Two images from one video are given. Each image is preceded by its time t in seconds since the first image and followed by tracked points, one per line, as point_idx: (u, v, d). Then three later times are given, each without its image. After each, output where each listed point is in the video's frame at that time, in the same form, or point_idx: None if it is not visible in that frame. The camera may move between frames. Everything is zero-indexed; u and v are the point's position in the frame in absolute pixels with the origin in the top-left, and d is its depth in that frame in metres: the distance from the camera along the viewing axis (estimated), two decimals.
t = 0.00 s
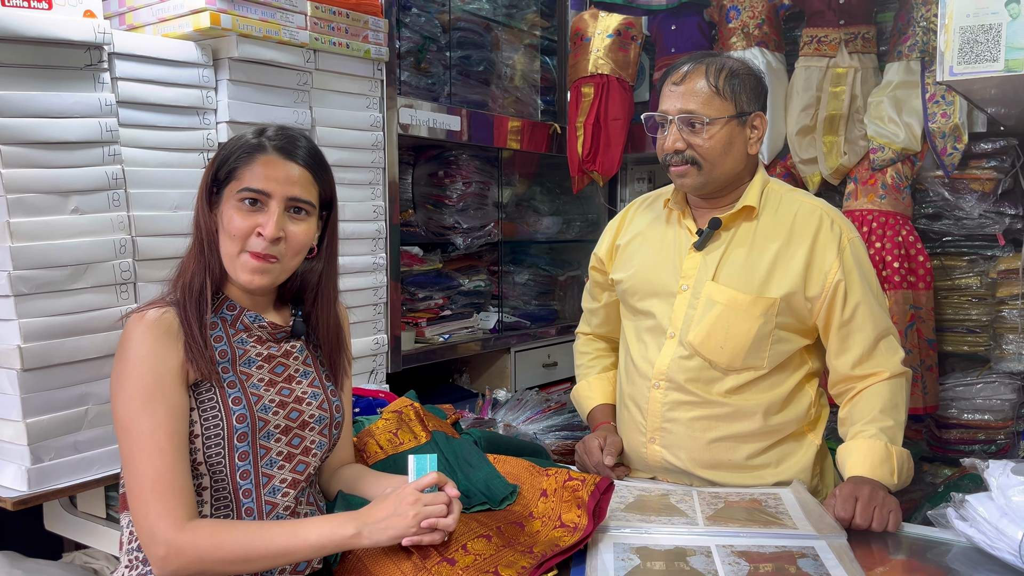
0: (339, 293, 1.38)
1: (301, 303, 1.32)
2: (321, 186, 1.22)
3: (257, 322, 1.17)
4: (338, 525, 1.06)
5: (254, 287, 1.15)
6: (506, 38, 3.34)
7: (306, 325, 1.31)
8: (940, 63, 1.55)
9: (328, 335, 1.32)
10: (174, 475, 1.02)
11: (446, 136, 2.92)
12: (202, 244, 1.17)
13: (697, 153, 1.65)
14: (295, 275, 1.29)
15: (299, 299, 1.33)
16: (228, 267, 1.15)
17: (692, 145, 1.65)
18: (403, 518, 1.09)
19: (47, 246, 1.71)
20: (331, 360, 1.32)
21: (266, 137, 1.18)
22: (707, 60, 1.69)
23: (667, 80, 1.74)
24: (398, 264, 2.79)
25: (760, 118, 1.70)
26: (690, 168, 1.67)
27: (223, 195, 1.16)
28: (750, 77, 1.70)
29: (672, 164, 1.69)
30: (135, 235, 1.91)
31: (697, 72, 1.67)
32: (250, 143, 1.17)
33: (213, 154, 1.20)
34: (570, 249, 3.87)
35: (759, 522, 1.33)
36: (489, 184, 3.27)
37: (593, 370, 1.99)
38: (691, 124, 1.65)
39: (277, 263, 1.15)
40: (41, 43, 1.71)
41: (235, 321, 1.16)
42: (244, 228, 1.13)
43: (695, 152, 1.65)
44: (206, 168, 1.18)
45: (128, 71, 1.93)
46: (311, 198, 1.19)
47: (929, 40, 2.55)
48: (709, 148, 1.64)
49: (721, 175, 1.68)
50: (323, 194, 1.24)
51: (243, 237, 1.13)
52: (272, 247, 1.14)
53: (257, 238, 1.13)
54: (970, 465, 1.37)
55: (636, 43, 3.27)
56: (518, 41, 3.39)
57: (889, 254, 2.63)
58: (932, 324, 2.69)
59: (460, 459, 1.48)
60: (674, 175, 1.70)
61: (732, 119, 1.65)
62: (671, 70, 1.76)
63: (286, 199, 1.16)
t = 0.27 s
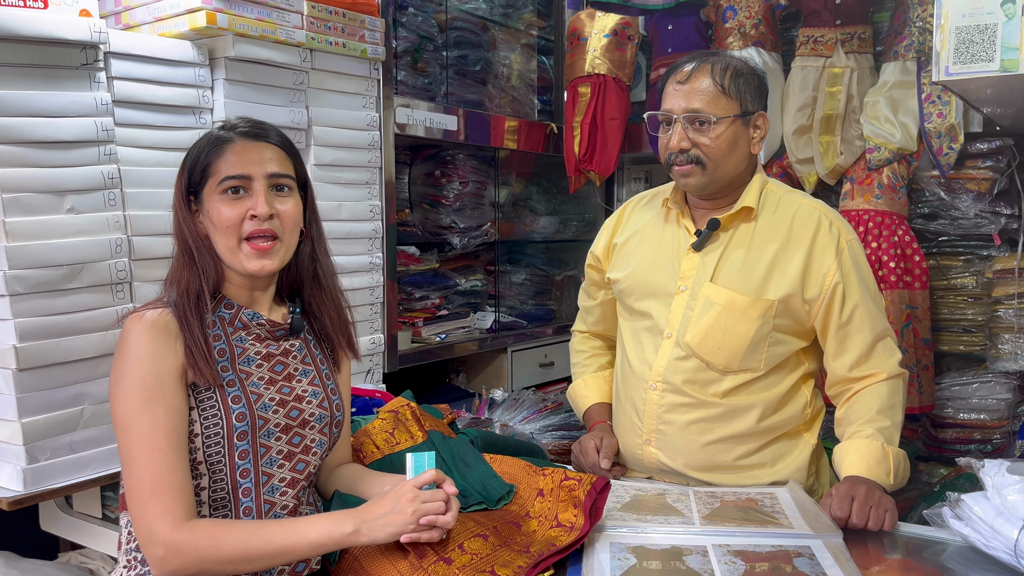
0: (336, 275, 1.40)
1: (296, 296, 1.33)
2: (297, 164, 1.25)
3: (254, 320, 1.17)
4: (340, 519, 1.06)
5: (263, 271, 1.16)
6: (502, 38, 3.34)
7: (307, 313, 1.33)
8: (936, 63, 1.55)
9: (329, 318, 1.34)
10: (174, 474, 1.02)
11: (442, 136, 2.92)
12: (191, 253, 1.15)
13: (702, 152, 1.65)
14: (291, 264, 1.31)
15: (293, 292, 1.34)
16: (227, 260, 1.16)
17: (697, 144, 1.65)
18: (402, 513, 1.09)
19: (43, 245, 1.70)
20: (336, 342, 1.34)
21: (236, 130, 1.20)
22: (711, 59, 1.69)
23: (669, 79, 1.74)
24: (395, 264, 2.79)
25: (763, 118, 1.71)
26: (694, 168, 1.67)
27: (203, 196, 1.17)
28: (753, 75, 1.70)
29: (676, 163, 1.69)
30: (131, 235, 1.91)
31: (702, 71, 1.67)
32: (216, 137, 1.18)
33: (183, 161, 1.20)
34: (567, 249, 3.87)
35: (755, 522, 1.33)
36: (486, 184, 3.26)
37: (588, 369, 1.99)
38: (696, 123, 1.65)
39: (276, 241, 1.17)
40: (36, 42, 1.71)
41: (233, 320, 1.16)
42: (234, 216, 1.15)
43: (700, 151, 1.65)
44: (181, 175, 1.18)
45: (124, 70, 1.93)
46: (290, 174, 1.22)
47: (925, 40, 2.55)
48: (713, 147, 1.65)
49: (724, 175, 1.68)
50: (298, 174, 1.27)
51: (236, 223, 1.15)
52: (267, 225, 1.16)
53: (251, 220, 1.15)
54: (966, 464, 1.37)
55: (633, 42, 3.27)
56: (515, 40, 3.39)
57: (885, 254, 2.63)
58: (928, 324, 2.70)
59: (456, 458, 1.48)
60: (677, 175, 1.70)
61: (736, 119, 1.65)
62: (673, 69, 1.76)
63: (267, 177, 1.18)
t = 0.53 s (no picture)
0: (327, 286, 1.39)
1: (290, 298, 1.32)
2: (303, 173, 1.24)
3: (244, 321, 1.18)
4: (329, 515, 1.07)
5: (252, 275, 1.16)
6: (502, 38, 3.34)
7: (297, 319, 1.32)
8: (935, 64, 1.55)
9: (317, 325, 1.32)
10: (163, 474, 1.02)
11: (442, 136, 2.92)
12: (185, 247, 1.16)
13: (709, 149, 1.65)
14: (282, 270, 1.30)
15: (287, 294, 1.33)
16: (221, 262, 1.16)
17: (704, 141, 1.65)
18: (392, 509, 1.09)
19: (42, 246, 1.70)
20: (324, 350, 1.32)
21: (244, 131, 1.20)
22: (718, 57, 1.69)
23: (675, 76, 1.73)
24: (395, 264, 2.79)
25: (768, 116, 1.71)
26: (700, 166, 1.67)
27: (205, 195, 1.17)
28: (760, 73, 1.71)
29: (683, 161, 1.68)
30: (131, 235, 1.91)
31: (709, 68, 1.67)
32: (227, 138, 1.18)
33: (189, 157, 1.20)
34: (566, 250, 3.87)
35: (755, 522, 1.33)
36: (485, 184, 3.26)
37: (589, 370, 1.99)
38: (704, 119, 1.65)
39: (269, 249, 1.17)
40: (35, 42, 1.71)
41: (223, 321, 1.16)
42: (231, 220, 1.14)
43: (707, 147, 1.65)
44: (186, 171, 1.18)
45: (124, 70, 1.93)
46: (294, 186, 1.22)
47: (925, 41, 2.55)
48: (719, 143, 1.64)
49: (730, 173, 1.69)
50: (304, 183, 1.27)
51: (232, 228, 1.14)
52: (263, 233, 1.16)
53: (247, 227, 1.15)
54: (966, 465, 1.37)
55: (632, 43, 3.27)
56: (514, 41, 3.39)
57: (884, 255, 2.63)
58: (927, 325, 2.70)
59: (456, 459, 1.48)
60: (684, 173, 1.70)
61: (744, 116, 1.65)
62: (678, 68, 1.76)
63: (271, 186, 1.18)
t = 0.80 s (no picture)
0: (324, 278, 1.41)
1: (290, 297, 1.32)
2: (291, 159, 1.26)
3: (244, 321, 1.17)
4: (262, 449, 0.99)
5: (265, 257, 1.17)
6: (503, 39, 3.34)
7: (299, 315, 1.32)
8: (937, 65, 1.55)
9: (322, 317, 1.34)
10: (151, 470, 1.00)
11: (443, 137, 2.92)
12: (181, 253, 1.16)
13: (710, 151, 1.65)
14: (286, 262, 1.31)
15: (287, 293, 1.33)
16: (230, 250, 1.16)
17: (706, 144, 1.65)
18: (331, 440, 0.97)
19: (44, 247, 1.70)
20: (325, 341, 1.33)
21: (230, 125, 1.22)
22: (718, 59, 1.69)
23: (676, 79, 1.74)
24: (396, 265, 2.80)
25: (769, 117, 1.72)
26: (703, 169, 1.67)
27: (198, 190, 1.18)
28: (760, 75, 1.71)
29: (686, 164, 1.68)
30: (133, 236, 1.91)
31: (710, 70, 1.67)
32: (206, 134, 1.20)
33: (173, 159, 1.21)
34: (568, 251, 3.87)
35: (757, 523, 1.33)
36: (486, 185, 3.27)
37: (593, 372, 1.99)
38: (705, 122, 1.65)
39: (277, 230, 1.18)
40: (37, 44, 1.71)
41: (222, 321, 1.16)
42: (233, 208, 1.15)
43: (708, 150, 1.65)
44: (172, 172, 1.19)
45: (126, 72, 1.93)
46: (286, 168, 1.24)
47: (926, 42, 2.55)
48: (720, 146, 1.64)
49: (732, 175, 1.69)
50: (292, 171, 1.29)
51: (239, 214, 1.15)
52: (269, 215, 1.17)
53: (253, 210, 1.16)
54: (967, 465, 1.37)
55: (633, 44, 3.28)
56: (515, 42, 3.39)
57: (886, 256, 2.63)
58: (929, 326, 2.70)
59: (458, 460, 1.49)
60: (686, 176, 1.70)
61: (745, 117, 1.65)
62: (678, 70, 1.76)
63: (265, 169, 1.20)
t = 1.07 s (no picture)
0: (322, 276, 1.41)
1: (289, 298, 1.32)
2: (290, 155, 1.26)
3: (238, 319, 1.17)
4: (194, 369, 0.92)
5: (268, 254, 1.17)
6: (505, 41, 3.34)
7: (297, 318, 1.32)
8: (938, 67, 1.55)
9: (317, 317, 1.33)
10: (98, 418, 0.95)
11: (445, 139, 2.92)
12: (178, 250, 1.16)
13: (709, 158, 1.65)
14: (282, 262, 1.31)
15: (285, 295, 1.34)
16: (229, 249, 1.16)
17: (703, 150, 1.65)
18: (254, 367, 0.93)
19: (47, 249, 1.71)
20: (321, 340, 1.33)
21: (234, 121, 1.22)
22: (718, 65, 1.69)
23: (676, 84, 1.74)
24: (398, 266, 2.80)
25: (768, 122, 1.72)
26: (701, 175, 1.67)
27: (197, 184, 1.17)
28: (760, 79, 1.71)
29: (684, 170, 1.69)
30: (135, 238, 1.91)
31: (709, 76, 1.67)
32: (212, 128, 1.19)
33: (173, 153, 1.21)
34: (569, 252, 3.88)
35: (759, 525, 1.33)
36: (488, 187, 3.27)
37: (596, 374, 1.99)
38: (703, 129, 1.65)
39: (277, 229, 1.18)
40: (40, 46, 1.71)
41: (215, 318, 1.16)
42: (233, 205, 1.15)
43: (706, 157, 1.65)
44: (172, 165, 1.19)
45: (129, 74, 1.94)
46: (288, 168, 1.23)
47: (928, 44, 2.55)
48: (719, 153, 1.64)
49: (731, 180, 1.69)
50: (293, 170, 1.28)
51: (239, 211, 1.15)
52: (269, 212, 1.17)
53: (254, 207, 1.16)
54: (970, 468, 1.37)
55: (635, 46, 3.28)
56: (517, 44, 3.39)
57: (888, 257, 2.63)
58: (931, 327, 2.70)
59: (460, 462, 1.49)
60: (685, 181, 1.70)
61: (743, 124, 1.65)
62: (678, 74, 1.77)
63: (268, 167, 1.19)
